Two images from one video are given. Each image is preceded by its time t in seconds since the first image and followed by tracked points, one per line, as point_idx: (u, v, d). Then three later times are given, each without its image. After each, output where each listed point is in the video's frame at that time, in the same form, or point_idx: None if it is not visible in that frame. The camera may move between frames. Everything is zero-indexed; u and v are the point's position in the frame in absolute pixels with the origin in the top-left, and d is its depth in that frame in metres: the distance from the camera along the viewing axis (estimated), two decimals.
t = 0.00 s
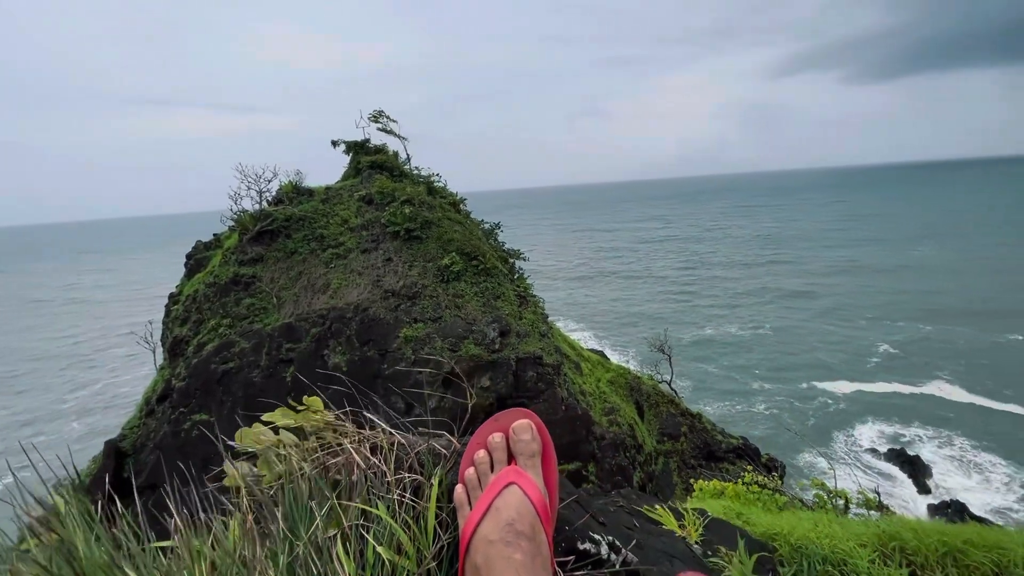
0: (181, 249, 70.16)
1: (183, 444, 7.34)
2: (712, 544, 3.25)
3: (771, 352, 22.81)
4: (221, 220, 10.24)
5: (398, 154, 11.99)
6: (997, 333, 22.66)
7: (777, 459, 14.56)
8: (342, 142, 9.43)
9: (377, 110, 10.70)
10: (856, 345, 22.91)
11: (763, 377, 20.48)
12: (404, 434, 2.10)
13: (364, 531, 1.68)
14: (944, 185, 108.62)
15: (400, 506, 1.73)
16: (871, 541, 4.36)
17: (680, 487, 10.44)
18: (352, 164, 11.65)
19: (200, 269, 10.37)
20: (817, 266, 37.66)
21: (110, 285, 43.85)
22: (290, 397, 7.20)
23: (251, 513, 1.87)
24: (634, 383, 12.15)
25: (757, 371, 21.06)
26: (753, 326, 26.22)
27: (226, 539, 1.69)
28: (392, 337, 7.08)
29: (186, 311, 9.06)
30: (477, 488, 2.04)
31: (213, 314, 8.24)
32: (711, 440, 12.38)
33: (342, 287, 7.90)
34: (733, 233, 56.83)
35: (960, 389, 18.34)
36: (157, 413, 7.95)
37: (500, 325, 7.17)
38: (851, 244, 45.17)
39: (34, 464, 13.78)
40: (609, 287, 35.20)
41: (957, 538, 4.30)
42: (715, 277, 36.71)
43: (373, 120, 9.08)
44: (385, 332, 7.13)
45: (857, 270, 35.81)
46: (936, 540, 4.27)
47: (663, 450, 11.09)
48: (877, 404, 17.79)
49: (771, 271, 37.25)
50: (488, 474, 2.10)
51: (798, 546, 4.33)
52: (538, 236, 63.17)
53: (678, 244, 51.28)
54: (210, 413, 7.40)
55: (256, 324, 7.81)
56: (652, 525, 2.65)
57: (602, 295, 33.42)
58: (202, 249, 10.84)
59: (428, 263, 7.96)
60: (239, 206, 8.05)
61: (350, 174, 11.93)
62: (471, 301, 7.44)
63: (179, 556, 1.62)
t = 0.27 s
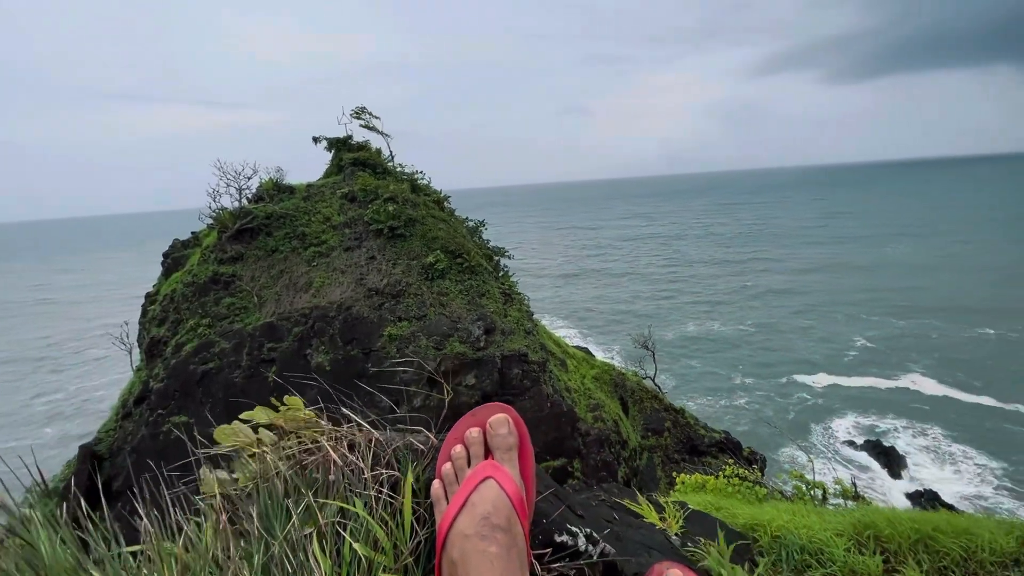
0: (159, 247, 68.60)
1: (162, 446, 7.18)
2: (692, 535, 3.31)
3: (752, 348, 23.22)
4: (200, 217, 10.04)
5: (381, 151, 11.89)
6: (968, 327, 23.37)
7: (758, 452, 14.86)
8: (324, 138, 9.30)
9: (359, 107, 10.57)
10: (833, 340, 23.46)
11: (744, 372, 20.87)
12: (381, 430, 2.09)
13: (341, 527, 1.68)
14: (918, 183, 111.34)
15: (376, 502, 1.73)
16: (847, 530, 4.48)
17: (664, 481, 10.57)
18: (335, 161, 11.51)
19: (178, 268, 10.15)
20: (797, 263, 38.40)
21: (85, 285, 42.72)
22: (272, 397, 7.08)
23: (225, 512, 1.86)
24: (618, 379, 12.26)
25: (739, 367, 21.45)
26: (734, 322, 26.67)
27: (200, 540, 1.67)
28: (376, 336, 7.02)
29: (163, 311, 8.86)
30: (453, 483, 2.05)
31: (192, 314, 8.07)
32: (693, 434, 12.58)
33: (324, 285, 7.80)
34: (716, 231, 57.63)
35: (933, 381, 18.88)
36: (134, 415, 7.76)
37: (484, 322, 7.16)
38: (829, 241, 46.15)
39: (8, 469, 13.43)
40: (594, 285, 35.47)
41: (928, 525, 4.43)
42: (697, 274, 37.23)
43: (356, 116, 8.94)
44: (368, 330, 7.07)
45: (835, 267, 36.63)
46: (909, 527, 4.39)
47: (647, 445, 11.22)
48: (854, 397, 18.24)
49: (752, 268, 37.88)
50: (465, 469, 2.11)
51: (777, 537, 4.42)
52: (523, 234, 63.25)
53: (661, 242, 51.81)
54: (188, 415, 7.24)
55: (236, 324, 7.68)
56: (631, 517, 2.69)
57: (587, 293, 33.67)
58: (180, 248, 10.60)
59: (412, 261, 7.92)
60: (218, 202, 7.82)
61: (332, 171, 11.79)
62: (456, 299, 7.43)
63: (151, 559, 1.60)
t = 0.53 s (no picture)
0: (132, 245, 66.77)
1: (137, 449, 7.00)
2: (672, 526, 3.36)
3: (732, 344, 23.64)
4: (175, 214, 9.79)
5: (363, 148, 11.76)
6: (938, 322, 24.10)
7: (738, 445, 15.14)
8: (304, 135, 9.14)
9: (340, 102, 10.42)
10: (810, 335, 24.02)
11: (724, 367, 21.28)
12: (357, 427, 2.08)
13: (317, 524, 1.66)
14: (892, 182, 114.12)
15: (350, 500, 1.72)
16: (822, 520, 4.60)
17: (647, 476, 10.69)
18: (315, 158, 11.34)
19: (153, 266, 9.89)
20: (776, 260, 39.15)
21: (55, 285, 41.39)
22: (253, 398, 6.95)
23: (197, 514, 1.82)
24: (601, 376, 12.36)
25: (719, 362, 21.84)
26: (714, 319, 27.11)
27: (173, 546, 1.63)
28: (358, 335, 6.95)
29: (138, 310, 8.62)
30: (430, 479, 2.05)
31: (168, 314, 7.89)
32: (675, 429, 12.75)
33: (305, 284, 7.69)
34: (697, 228, 58.42)
35: (906, 373, 19.43)
36: (108, 418, 7.55)
37: (468, 320, 7.16)
38: (806, 238, 47.15)
39: None
40: (577, 282, 35.72)
41: (900, 513, 4.57)
42: (679, 271, 37.72)
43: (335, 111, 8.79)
44: (351, 329, 7.00)
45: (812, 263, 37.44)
46: (881, 515, 4.52)
47: (631, 440, 11.34)
48: (830, 391, 18.72)
49: (732, 265, 38.52)
50: (441, 465, 2.11)
51: (755, 528, 4.52)
52: (507, 232, 63.23)
53: (643, 240, 52.34)
54: (165, 417, 7.07)
55: (214, 323, 7.53)
56: (608, 510, 2.73)
57: (570, 291, 33.87)
58: (154, 246, 10.33)
59: (394, 259, 7.86)
60: (194, 199, 7.50)
61: (312, 168, 11.62)
62: (440, 297, 7.42)
63: (121, 564, 1.57)
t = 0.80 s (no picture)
0: (103, 244, 64.77)
1: (110, 453, 6.79)
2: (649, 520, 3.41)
3: (711, 340, 24.05)
4: (148, 212, 9.50)
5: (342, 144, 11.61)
6: (908, 317, 24.88)
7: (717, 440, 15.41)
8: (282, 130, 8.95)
9: (318, 98, 10.25)
10: (786, 330, 24.58)
11: (704, 363, 21.64)
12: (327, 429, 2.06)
13: (285, 527, 1.63)
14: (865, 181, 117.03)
15: (317, 502, 1.69)
16: (797, 510, 4.72)
17: (629, 471, 10.82)
18: (293, 154, 11.13)
19: (124, 265, 9.59)
20: (754, 258, 39.90)
21: (21, 286, 39.95)
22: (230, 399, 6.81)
23: (163, 520, 1.78)
24: (584, 372, 12.44)
25: (699, 358, 22.19)
26: (694, 315, 27.53)
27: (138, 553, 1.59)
28: (338, 334, 6.85)
29: (109, 311, 8.34)
30: (399, 478, 2.04)
31: (140, 314, 7.65)
32: (657, 424, 12.93)
33: (284, 283, 7.55)
34: (677, 226, 59.17)
35: (878, 367, 20.00)
36: (78, 422, 7.30)
37: (450, 319, 7.15)
38: (783, 236, 48.17)
39: None
40: (559, 281, 35.89)
41: (871, 502, 4.71)
42: (659, 269, 38.19)
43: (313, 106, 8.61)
44: (331, 328, 6.90)
45: (789, 261, 38.29)
46: (853, 505, 4.65)
47: (613, 436, 11.45)
48: (805, 385, 19.19)
49: (711, 263, 39.15)
50: (410, 464, 2.10)
51: (732, 520, 4.61)
52: (489, 230, 63.15)
53: (625, 238, 52.83)
54: (139, 420, 6.87)
55: (189, 323, 7.33)
56: (584, 505, 2.76)
57: (553, 289, 34.01)
58: (125, 244, 10.00)
59: (375, 257, 7.78)
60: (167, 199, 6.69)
61: (290, 165, 11.41)
62: (421, 295, 7.38)
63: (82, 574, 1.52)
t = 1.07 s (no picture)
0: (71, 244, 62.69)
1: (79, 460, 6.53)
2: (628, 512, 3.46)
3: (690, 337, 24.43)
4: (117, 210, 9.19)
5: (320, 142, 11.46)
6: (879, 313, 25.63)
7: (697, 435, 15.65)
8: (257, 127, 8.79)
9: (295, 95, 10.10)
10: (763, 326, 25.10)
11: (683, 360, 21.98)
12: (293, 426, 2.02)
13: (246, 525, 1.59)
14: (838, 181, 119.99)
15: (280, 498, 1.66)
16: (772, 501, 4.81)
17: (611, 466, 10.92)
18: (269, 152, 10.93)
19: (92, 265, 9.26)
20: (732, 256, 40.63)
21: None
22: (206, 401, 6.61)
23: (121, 523, 1.71)
24: (566, 370, 12.50)
25: (678, 355, 22.53)
26: (674, 313, 27.92)
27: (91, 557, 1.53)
28: (317, 333, 6.74)
29: (76, 313, 8.04)
30: (364, 473, 2.03)
31: (110, 316, 7.37)
32: (637, 420, 13.08)
33: (260, 282, 7.39)
34: (657, 225, 59.86)
35: (850, 361, 20.57)
36: (44, 428, 7.00)
37: (432, 317, 7.14)
38: (760, 235, 49.15)
39: None
40: (541, 280, 36.03)
41: (841, 491, 4.82)
42: (640, 267, 38.61)
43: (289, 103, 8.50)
44: (310, 328, 6.78)
45: (765, 259, 39.11)
46: (824, 495, 4.75)
47: (595, 433, 11.54)
48: (781, 380, 19.62)
49: (691, 261, 39.76)
50: (376, 458, 2.09)
51: (709, 512, 4.68)
52: (471, 229, 63.01)
53: (606, 236, 53.28)
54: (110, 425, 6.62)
55: (162, 324, 7.10)
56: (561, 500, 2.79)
57: (535, 288, 34.12)
58: (92, 243, 9.65)
59: (355, 255, 7.70)
60: (138, 195, 7.09)
61: (266, 162, 11.20)
62: (402, 294, 7.34)
63: None
